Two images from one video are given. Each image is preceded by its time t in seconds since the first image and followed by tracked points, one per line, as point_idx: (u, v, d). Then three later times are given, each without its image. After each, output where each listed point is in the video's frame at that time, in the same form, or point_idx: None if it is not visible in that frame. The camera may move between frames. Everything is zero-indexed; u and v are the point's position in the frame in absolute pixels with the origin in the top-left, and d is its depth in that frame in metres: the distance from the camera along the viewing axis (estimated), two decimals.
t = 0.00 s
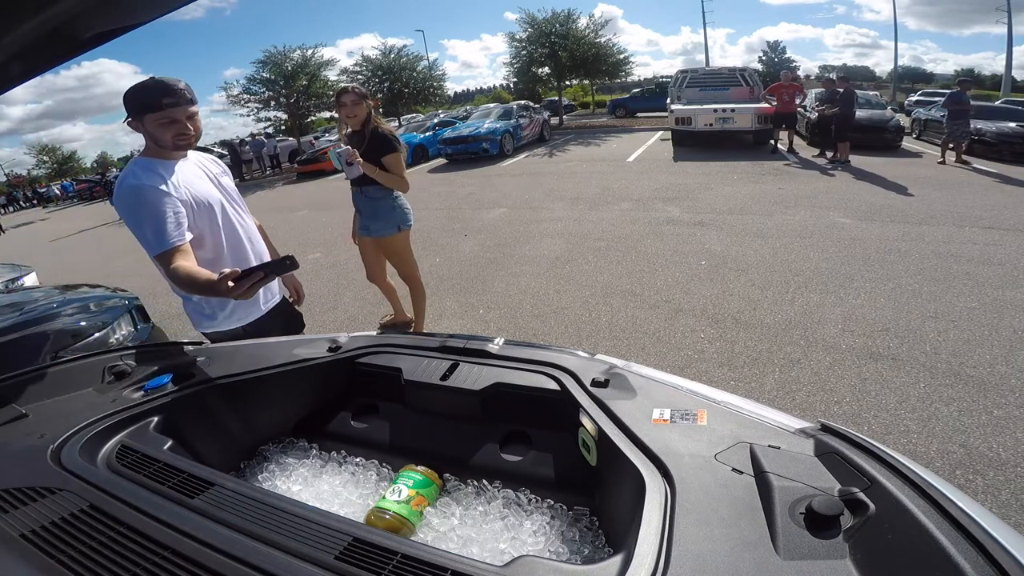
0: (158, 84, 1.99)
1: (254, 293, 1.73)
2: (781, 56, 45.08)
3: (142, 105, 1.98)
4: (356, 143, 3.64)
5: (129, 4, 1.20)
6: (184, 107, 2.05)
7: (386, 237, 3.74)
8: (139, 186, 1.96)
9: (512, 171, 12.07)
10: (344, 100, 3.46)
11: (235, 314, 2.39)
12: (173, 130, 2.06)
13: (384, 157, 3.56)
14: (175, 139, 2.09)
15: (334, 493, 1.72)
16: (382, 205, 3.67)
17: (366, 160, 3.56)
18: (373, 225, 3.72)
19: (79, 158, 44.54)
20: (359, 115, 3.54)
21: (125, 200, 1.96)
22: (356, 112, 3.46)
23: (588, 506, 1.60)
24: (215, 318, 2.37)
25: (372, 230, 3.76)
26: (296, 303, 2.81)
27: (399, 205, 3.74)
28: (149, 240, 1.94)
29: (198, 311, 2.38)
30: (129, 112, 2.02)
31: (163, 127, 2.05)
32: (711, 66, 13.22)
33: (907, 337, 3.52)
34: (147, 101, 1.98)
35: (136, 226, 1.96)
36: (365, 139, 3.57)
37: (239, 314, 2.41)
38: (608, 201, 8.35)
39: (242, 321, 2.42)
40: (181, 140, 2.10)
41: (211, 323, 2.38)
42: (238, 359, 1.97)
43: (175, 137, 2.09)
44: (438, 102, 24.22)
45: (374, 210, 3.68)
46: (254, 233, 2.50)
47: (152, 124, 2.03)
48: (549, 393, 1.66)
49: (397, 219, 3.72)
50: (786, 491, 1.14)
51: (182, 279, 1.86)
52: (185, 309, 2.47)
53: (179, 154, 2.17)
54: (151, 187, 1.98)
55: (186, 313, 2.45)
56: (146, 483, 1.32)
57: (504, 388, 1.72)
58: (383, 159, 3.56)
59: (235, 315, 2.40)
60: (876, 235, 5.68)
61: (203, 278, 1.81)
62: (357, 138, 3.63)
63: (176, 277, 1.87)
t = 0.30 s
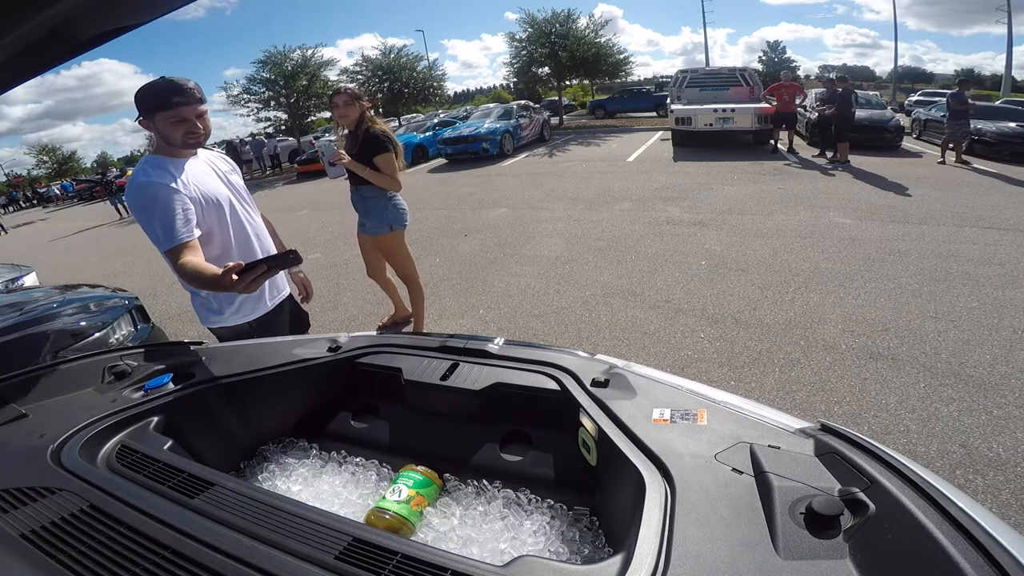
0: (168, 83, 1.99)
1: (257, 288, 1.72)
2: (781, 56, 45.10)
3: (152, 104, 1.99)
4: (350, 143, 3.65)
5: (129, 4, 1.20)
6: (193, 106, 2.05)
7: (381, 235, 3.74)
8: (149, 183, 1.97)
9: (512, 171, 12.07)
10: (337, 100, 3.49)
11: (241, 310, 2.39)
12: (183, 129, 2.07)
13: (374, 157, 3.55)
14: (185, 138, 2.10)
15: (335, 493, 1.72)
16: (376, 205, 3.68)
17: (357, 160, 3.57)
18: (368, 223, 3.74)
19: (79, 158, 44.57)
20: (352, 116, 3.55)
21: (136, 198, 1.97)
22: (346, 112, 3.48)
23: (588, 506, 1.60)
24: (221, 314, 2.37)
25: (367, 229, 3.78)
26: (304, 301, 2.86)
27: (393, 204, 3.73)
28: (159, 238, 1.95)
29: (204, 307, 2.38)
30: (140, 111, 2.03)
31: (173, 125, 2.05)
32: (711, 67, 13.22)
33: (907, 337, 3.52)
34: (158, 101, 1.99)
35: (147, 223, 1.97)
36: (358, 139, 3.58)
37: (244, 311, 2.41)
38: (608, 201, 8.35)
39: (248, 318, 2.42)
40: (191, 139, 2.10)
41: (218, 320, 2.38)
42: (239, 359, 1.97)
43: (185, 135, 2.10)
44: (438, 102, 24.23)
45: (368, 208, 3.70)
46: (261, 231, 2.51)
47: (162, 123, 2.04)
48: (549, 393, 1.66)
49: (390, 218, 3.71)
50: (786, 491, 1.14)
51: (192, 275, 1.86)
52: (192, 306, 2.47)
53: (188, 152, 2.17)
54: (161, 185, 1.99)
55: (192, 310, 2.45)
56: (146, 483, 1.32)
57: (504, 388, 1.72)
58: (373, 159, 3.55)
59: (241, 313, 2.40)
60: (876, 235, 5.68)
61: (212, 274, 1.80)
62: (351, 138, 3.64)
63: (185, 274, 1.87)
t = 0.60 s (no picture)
0: (188, 80, 2.02)
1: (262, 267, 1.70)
2: (781, 56, 45.09)
3: (172, 100, 2.02)
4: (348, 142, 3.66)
5: (130, 3, 1.20)
6: (212, 103, 2.08)
7: (380, 229, 3.72)
8: (165, 175, 1.98)
9: (512, 171, 12.07)
10: (336, 100, 3.50)
11: (252, 302, 2.40)
12: (202, 125, 2.09)
13: (375, 156, 3.56)
14: (203, 134, 2.12)
15: (335, 493, 1.73)
16: (375, 201, 3.68)
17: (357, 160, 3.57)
18: (366, 218, 3.72)
19: (79, 158, 44.61)
20: (353, 116, 3.57)
21: (152, 189, 1.98)
22: (346, 112, 3.49)
23: (588, 506, 1.60)
24: (233, 307, 2.38)
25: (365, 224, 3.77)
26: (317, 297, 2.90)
27: (390, 200, 3.74)
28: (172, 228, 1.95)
29: (217, 299, 2.40)
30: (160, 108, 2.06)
31: (191, 121, 2.07)
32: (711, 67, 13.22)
33: (907, 337, 3.52)
34: (178, 97, 2.02)
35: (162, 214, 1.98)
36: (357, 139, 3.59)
37: (255, 304, 2.41)
38: (608, 201, 8.35)
39: (258, 311, 2.42)
40: (209, 135, 2.13)
41: (230, 312, 2.39)
42: (240, 358, 1.97)
43: (204, 131, 2.13)
44: (438, 102, 24.24)
45: (367, 204, 3.69)
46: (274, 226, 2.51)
47: (181, 119, 2.07)
48: (549, 393, 1.66)
49: (388, 214, 3.71)
50: (786, 491, 1.14)
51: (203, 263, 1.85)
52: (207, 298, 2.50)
53: (205, 148, 2.19)
54: (176, 177, 2.00)
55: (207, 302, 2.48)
56: (146, 483, 1.32)
57: (503, 388, 1.73)
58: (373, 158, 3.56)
59: (252, 305, 2.41)
60: (877, 235, 5.68)
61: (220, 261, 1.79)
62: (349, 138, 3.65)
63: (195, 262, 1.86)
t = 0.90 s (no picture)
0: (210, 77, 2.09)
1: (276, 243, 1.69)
2: (782, 56, 45.06)
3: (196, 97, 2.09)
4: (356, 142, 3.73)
5: (130, 3, 1.20)
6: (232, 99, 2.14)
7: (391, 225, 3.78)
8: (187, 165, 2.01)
9: (512, 171, 12.07)
10: (346, 100, 3.59)
11: (266, 290, 2.43)
12: (223, 121, 2.15)
13: (393, 149, 3.73)
14: (224, 129, 2.17)
15: (335, 493, 1.73)
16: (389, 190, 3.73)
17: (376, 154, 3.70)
18: (377, 209, 3.76)
19: (79, 159, 44.66)
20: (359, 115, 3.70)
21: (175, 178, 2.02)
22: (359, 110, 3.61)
23: (588, 506, 1.60)
24: (250, 295, 2.42)
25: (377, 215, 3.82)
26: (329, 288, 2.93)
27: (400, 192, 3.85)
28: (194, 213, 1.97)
29: (234, 288, 2.44)
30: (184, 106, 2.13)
31: (214, 116, 2.13)
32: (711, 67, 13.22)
33: (907, 337, 3.52)
34: (202, 95, 2.10)
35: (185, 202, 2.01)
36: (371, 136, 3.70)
37: (270, 291, 2.45)
38: (608, 201, 8.35)
39: (273, 299, 2.46)
40: (230, 130, 2.18)
41: (246, 300, 2.43)
42: (240, 358, 1.97)
43: (225, 127, 2.18)
44: (438, 102, 24.25)
45: (381, 194, 3.72)
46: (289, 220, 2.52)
47: (205, 115, 2.13)
48: (549, 393, 1.66)
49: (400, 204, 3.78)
50: (786, 491, 1.14)
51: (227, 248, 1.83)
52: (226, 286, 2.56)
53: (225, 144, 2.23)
54: (198, 168, 2.04)
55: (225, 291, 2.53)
56: (146, 483, 1.32)
57: (503, 388, 1.72)
58: (390, 151, 3.72)
59: (268, 293, 2.44)
60: (877, 235, 5.68)
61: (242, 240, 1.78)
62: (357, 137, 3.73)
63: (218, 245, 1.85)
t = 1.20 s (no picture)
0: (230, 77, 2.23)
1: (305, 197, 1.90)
2: (782, 56, 45.06)
3: (216, 95, 2.22)
4: (371, 141, 3.79)
5: (130, 3, 1.21)
6: (251, 97, 2.28)
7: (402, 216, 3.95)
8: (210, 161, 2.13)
9: (512, 171, 12.07)
10: (373, 103, 3.61)
11: (282, 278, 2.51)
12: (242, 117, 2.28)
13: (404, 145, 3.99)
14: (242, 126, 2.30)
15: (335, 493, 1.73)
16: (399, 186, 3.88)
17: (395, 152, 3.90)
18: (391, 206, 3.91)
19: (78, 159, 44.66)
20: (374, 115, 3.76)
21: (196, 171, 2.15)
22: (385, 113, 3.67)
23: (588, 506, 1.60)
24: (266, 284, 2.50)
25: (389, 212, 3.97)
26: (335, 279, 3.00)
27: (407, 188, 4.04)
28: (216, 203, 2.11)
29: (250, 278, 2.51)
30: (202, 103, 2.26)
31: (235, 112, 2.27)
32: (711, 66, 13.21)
33: (907, 337, 3.52)
34: (222, 92, 2.22)
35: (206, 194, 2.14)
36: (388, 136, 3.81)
37: (285, 279, 2.52)
38: (608, 201, 8.35)
39: (289, 286, 2.53)
40: (248, 126, 2.31)
41: (263, 289, 2.51)
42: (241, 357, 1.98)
43: (243, 124, 2.31)
44: (438, 102, 24.25)
45: (394, 191, 3.88)
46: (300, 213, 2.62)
47: (226, 111, 2.26)
48: (549, 393, 1.66)
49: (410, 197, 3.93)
50: (786, 491, 1.14)
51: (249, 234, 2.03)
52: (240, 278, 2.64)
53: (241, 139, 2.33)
54: (219, 162, 2.16)
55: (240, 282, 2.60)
56: (146, 483, 1.32)
57: (503, 388, 1.72)
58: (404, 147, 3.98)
59: (284, 281, 2.52)
60: (877, 235, 5.68)
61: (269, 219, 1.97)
62: (373, 135, 3.77)
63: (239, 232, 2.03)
